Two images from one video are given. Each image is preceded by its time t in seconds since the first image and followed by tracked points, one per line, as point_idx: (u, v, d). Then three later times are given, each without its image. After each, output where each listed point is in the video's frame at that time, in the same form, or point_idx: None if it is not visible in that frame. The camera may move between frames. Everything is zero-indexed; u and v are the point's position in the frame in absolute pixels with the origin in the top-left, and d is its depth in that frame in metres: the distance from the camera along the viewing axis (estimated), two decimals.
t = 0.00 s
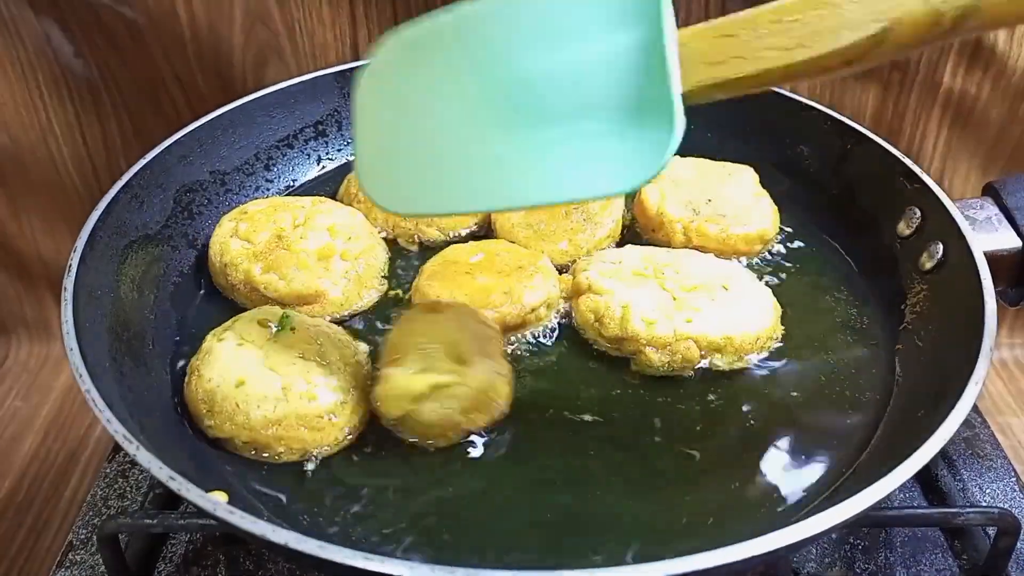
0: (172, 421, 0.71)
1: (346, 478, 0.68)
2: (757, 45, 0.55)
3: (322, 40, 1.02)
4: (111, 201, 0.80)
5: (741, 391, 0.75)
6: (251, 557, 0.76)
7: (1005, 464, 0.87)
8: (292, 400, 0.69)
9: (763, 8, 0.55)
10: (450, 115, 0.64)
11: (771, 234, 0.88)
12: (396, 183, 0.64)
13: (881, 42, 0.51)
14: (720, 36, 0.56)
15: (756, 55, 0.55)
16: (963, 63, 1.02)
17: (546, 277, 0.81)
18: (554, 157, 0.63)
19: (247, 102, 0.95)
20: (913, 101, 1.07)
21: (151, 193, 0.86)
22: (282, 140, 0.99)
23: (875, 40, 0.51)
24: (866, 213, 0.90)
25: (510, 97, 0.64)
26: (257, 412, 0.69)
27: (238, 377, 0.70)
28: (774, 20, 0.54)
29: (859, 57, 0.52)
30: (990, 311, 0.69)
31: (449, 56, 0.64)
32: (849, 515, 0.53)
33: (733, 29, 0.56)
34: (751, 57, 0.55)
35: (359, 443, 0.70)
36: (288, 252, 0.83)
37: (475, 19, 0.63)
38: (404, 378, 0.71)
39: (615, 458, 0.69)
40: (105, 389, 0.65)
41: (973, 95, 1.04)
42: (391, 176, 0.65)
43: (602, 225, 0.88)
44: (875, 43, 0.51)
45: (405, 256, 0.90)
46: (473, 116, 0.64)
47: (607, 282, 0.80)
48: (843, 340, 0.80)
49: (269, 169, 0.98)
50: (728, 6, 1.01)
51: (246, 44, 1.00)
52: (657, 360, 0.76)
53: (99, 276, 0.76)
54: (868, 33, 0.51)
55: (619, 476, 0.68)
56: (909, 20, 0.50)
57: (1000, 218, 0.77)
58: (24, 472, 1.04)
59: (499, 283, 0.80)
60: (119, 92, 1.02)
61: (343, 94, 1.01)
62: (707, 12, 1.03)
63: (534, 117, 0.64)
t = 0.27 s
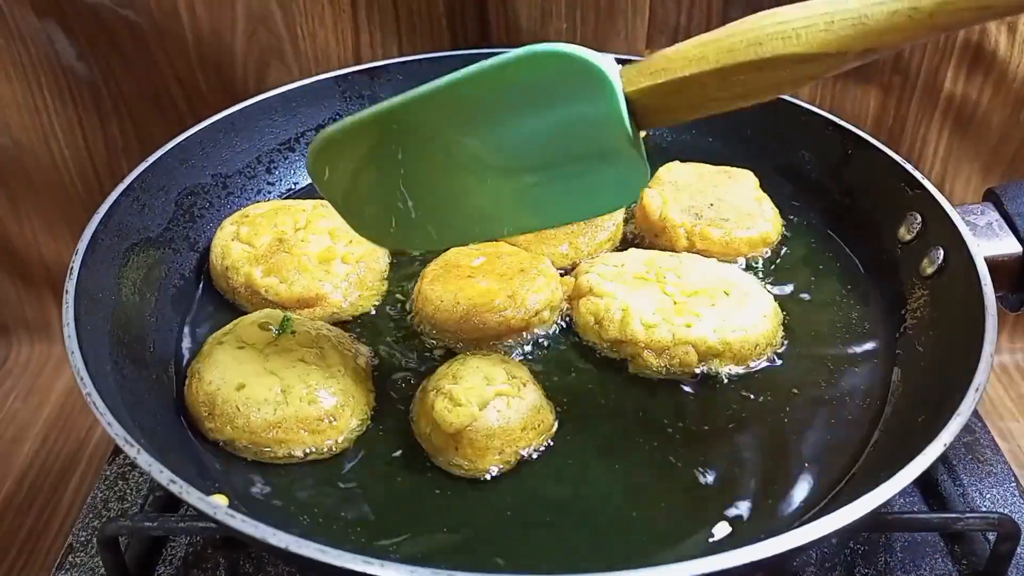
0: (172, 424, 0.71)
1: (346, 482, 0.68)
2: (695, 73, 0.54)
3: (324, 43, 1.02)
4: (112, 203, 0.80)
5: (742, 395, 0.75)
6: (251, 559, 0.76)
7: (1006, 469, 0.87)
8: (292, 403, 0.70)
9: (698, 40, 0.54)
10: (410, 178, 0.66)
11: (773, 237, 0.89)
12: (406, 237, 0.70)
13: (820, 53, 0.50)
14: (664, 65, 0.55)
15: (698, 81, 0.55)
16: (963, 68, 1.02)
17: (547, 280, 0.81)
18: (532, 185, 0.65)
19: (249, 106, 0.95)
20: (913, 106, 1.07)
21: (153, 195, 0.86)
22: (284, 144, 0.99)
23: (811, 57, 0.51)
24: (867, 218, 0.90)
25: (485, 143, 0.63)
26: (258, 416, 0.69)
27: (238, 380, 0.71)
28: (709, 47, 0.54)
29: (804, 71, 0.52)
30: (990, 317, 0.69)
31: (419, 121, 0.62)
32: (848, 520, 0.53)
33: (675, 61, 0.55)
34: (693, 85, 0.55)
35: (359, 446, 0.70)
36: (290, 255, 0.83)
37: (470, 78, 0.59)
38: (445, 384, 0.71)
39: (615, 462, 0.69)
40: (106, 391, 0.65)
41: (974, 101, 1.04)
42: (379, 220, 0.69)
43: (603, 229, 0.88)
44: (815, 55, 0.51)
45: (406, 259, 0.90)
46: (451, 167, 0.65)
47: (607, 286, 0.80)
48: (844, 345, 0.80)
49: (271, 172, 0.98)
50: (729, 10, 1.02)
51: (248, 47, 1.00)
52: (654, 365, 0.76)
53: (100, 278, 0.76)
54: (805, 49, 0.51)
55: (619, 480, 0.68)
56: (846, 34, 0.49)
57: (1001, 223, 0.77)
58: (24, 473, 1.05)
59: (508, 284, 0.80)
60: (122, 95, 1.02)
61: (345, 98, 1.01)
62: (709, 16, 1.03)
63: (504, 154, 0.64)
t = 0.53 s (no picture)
0: (173, 424, 0.71)
1: (346, 482, 0.68)
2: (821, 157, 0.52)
3: (325, 44, 1.02)
4: (113, 204, 0.80)
5: (741, 395, 0.75)
6: (252, 559, 0.76)
7: (1006, 470, 0.87)
8: (293, 403, 0.70)
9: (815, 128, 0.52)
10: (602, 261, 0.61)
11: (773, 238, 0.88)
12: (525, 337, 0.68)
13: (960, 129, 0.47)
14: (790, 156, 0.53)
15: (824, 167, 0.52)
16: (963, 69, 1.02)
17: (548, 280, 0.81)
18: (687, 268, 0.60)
19: (250, 106, 0.95)
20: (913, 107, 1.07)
21: (154, 196, 0.86)
22: (285, 144, 0.99)
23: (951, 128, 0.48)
24: (867, 219, 0.90)
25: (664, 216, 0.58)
26: (258, 415, 0.69)
27: (239, 380, 0.71)
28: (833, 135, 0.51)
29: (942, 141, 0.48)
30: (990, 318, 0.69)
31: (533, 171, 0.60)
32: (848, 520, 0.53)
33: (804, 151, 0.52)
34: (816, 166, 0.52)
35: (359, 446, 0.70)
36: (290, 255, 0.83)
37: (624, 109, 0.55)
38: (444, 385, 0.70)
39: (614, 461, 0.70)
40: (107, 391, 0.65)
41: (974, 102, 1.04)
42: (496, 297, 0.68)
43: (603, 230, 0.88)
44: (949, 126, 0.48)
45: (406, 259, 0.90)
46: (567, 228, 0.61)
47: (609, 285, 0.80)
48: (845, 345, 0.80)
49: (272, 173, 0.99)
50: (729, 11, 1.02)
51: (249, 47, 1.00)
52: (658, 364, 0.76)
53: (102, 278, 0.76)
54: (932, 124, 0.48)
55: (618, 480, 0.68)
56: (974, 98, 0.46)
57: (1001, 224, 0.77)
58: (25, 473, 1.05)
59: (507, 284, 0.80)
60: (122, 95, 1.02)
61: (346, 99, 1.01)
62: (709, 18, 1.03)
63: (625, 225, 0.59)
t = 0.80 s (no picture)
0: (172, 421, 0.71)
1: (345, 479, 0.67)
2: (747, 170, 0.52)
3: (323, 40, 1.02)
4: (111, 201, 0.80)
5: (740, 391, 0.75)
6: (251, 557, 0.76)
7: (1006, 466, 0.87)
8: (291, 400, 0.70)
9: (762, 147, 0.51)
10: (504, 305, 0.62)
11: (773, 234, 0.88)
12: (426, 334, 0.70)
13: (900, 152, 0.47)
14: (726, 173, 0.52)
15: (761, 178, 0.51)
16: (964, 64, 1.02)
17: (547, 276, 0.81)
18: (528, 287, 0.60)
19: (249, 103, 0.95)
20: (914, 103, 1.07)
21: (152, 192, 0.86)
22: (283, 141, 0.99)
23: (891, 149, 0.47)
24: (867, 214, 0.90)
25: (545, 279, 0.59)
26: (256, 412, 0.69)
27: (237, 377, 0.70)
28: (781, 146, 0.50)
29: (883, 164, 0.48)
30: (991, 313, 0.68)
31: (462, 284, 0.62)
32: (849, 515, 0.53)
33: (738, 166, 0.52)
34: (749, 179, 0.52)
35: (359, 443, 0.70)
36: (288, 252, 0.83)
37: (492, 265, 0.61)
38: (444, 383, 0.70)
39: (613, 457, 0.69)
40: (105, 388, 0.65)
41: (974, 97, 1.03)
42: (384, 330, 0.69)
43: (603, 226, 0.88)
44: (899, 149, 0.47)
45: (405, 255, 0.90)
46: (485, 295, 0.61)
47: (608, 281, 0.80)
48: (845, 341, 0.80)
49: (270, 169, 0.99)
50: (729, 6, 1.01)
51: (247, 44, 1.00)
52: (657, 359, 0.76)
53: (100, 275, 0.75)
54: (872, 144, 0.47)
55: (618, 477, 0.68)
56: (932, 123, 0.46)
57: (1001, 219, 0.77)
58: (24, 471, 1.04)
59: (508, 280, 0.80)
60: (120, 92, 1.01)
61: (344, 95, 1.01)
62: (709, 13, 1.03)
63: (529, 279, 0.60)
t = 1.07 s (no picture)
0: (172, 418, 0.70)
1: (347, 476, 0.67)
2: (802, 225, 0.50)
3: (323, 35, 1.01)
4: (111, 197, 0.80)
5: (743, 388, 0.74)
6: (251, 554, 0.76)
7: (1009, 463, 0.87)
8: (292, 397, 0.69)
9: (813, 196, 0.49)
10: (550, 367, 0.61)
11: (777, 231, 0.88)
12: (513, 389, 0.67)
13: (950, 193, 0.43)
14: (781, 223, 0.51)
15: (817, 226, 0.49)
16: (967, 61, 1.01)
17: (548, 271, 0.81)
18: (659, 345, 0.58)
19: (248, 98, 0.95)
20: (916, 100, 1.06)
21: (152, 188, 0.85)
22: (283, 136, 0.98)
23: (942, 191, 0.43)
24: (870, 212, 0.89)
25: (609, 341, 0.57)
26: (257, 409, 0.68)
27: (238, 374, 0.70)
28: (803, 211, 0.50)
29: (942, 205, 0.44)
30: (996, 311, 0.68)
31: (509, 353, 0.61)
32: (853, 513, 0.53)
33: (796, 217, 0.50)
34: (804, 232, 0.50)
35: (360, 440, 0.70)
36: (289, 248, 0.82)
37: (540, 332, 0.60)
38: (534, 407, 0.70)
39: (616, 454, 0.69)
40: (105, 385, 0.64)
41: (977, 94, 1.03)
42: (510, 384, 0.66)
43: (605, 222, 0.88)
44: (917, 202, 0.45)
45: (407, 251, 0.90)
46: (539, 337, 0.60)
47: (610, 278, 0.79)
48: (847, 338, 0.79)
49: (270, 165, 0.98)
50: (731, 2, 1.01)
51: (247, 39, 0.99)
52: (659, 355, 0.75)
53: (100, 271, 0.75)
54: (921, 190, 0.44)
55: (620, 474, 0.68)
56: (947, 169, 0.43)
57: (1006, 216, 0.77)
58: (23, 468, 1.04)
59: (508, 278, 0.80)
60: (119, 87, 1.01)
61: (345, 90, 1.00)
62: (711, 9, 1.02)
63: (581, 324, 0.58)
